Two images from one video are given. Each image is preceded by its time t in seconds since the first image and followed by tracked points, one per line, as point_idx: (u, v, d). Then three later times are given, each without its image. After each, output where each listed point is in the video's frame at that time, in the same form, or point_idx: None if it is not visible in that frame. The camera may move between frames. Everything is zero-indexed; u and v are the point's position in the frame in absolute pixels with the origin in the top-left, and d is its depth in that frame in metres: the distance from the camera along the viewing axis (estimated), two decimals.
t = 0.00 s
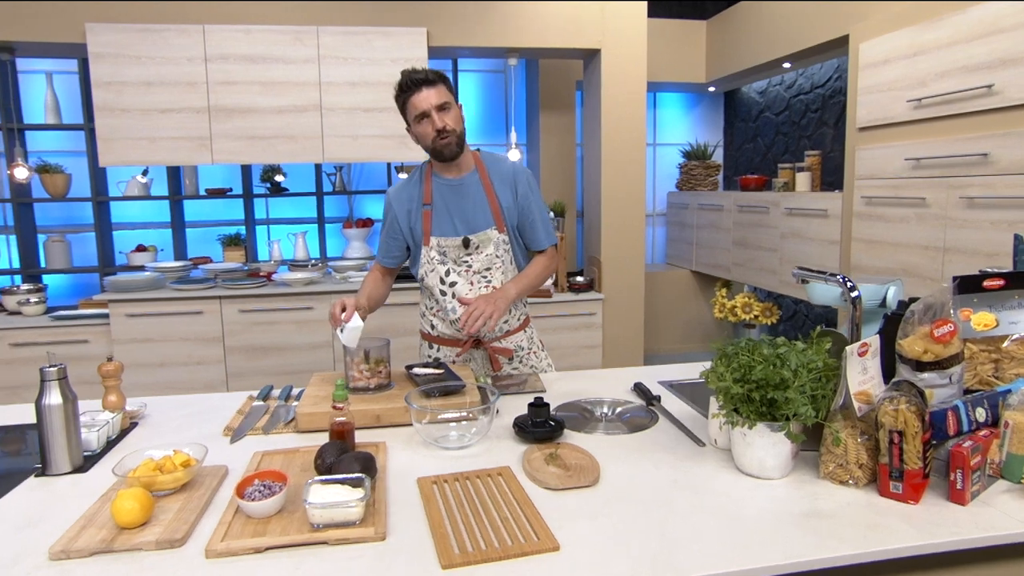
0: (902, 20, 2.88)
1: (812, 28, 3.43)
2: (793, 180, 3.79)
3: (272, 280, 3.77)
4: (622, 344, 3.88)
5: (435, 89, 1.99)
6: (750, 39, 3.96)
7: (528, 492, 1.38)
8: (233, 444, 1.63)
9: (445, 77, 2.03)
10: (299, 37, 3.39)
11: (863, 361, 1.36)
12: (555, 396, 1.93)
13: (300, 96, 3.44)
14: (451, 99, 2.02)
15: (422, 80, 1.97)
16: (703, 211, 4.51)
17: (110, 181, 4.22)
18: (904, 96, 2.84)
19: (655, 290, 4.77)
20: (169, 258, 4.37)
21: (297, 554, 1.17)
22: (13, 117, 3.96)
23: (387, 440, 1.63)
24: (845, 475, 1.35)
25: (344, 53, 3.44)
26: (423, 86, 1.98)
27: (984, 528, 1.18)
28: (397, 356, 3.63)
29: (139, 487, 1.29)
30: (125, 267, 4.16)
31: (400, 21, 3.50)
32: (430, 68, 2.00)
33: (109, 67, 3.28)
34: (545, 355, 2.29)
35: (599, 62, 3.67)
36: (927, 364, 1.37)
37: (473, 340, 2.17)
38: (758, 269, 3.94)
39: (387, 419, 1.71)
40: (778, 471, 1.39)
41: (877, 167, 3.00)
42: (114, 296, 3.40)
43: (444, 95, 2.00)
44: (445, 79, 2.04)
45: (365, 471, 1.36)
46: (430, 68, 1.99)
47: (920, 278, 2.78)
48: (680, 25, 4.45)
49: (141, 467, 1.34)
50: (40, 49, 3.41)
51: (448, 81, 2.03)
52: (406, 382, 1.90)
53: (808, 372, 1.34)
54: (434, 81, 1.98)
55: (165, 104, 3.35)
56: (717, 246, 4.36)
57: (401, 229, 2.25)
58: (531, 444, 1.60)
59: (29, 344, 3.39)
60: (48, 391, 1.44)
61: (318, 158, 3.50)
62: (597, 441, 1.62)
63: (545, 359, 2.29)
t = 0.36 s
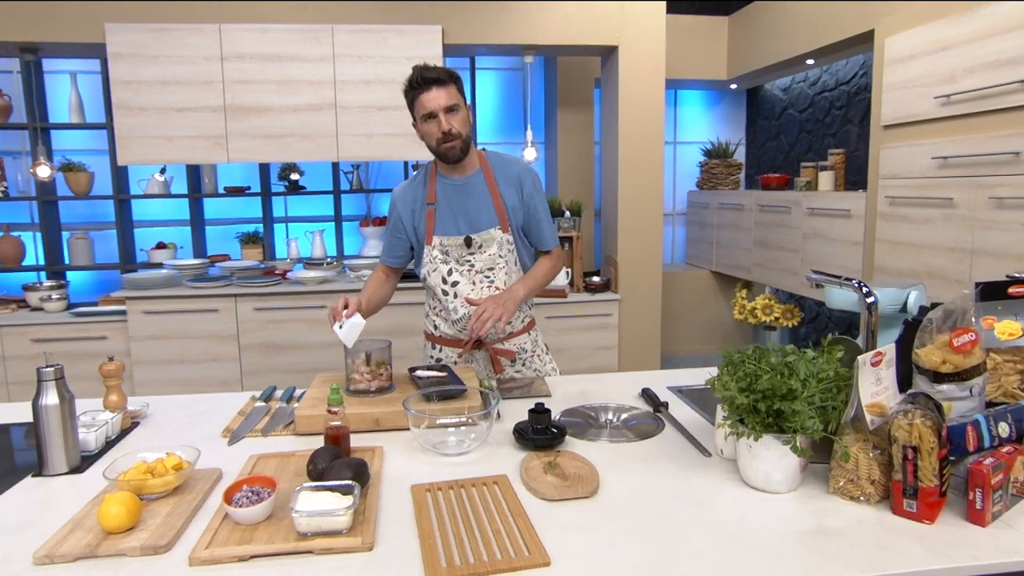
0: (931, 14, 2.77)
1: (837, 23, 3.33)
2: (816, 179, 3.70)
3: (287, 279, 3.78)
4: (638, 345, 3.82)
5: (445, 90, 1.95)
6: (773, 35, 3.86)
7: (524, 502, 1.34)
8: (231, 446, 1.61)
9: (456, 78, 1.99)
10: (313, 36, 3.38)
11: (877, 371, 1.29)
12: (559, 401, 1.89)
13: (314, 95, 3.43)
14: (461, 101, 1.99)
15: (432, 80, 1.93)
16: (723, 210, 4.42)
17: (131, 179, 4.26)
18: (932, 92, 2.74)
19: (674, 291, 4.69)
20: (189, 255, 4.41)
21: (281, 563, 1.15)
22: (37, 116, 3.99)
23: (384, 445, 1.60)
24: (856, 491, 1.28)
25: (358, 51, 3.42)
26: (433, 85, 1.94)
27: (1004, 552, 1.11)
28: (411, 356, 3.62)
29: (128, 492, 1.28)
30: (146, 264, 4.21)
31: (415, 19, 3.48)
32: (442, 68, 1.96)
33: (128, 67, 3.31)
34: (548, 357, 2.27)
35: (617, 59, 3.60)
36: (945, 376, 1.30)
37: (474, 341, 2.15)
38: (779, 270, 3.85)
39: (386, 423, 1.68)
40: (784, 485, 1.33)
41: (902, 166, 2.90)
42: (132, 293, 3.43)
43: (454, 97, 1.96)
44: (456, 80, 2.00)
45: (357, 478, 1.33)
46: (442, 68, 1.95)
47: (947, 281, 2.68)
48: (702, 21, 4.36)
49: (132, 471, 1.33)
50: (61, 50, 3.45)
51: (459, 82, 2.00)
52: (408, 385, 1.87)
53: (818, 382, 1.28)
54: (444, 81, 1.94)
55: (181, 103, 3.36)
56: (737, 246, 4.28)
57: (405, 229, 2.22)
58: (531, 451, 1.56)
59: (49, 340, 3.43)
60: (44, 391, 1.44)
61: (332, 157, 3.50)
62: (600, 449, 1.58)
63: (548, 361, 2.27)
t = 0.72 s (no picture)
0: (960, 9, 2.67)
1: (862, 19, 3.24)
2: (839, 180, 3.60)
3: (302, 278, 3.78)
4: (654, 348, 3.76)
5: (448, 94, 1.89)
6: (796, 32, 3.76)
7: (518, 513, 1.30)
8: (228, 449, 1.60)
9: (463, 81, 1.92)
10: (329, 35, 3.38)
11: (889, 383, 1.23)
12: (563, 406, 1.85)
13: (330, 94, 3.43)
14: (465, 106, 1.93)
15: (435, 83, 1.88)
16: (744, 210, 4.33)
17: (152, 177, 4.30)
18: (961, 90, 2.64)
19: (694, 292, 4.61)
20: (208, 253, 4.45)
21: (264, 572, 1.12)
22: (61, 115, 4.04)
23: (380, 451, 1.57)
24: (866, 510, 1.22)
25: (373, 50, 3.41)
26: (437, 89, 1.89)
27: None
28: (424, 355, 3.60)
29: (117, 495, 1.27)
30: (166, 261, 4.25)
31: (430, 18, 3.46)
32: (448, 70, 1.90)
33: (146, 67, 3.33)
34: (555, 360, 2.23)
35: (634, 56, 3.54)
36: (963, 390, 1.23)
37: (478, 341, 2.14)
38: (801, 272, 3.77)
39: (385, 428, 1.65)
40: (790, 500, 1.27)
41: (928, 166, 2.80)
42: (149, 291, 3.46)
43: (456, 102, 1.90)
44: (464, 83, 1.93)
45: (347, 485, 1.30)
46: (448, 70, 1.88)
47: (974, 286, 2.58)
48: (724, 18, 4.28)
49: (123, 473, 1.31)
50: (83, 50, 3.49)
51: (465, 86, 1.93)
52: (409, 388, 1.84)
53: (825, 394, 1.22)
54: (448, 86, 1.88)
55: (198, 102, 3.38)
56: (759, 247, 4.19)
57: (413, 227, 2.21)
58: (530, 459, 1.52)
59: (69, 336, 3.48)
60: (42, 391, 1.44)
61: (347, 156, 3.49)
62: (601, 458, 1.53)
63: (555, 366, 2.23)
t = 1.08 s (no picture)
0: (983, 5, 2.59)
1: (882, 16, 3.16)
2: (859, 181, 3.53)
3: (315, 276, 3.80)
4: (668, 350, 3.72)
5: (450, 115, 1.84)
6: (815, 30, 3.69)
7: (506, 519, 1.28)
8: (225, 448, 1.60)
9: (470, 100, 1.84)
10: (342, 35, 3.39)
11: (890, 393, 1.19)
12: (563, 409, 1.82)
13: (343, 93, 3.44)
14: (470, 126, 1.87)
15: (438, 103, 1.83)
16: (762, 211, 4.25)
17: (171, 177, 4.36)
18: (984, 89, 2.56)
19: (710, 294, 4.55)
20: (225, 251, 4.49)
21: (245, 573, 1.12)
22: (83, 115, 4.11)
23: (375, 452, 1.56)
24: (864, 522, 1.18)
25: (386, 50, 3.41)
26: (442, 108, 1.84)
27: None
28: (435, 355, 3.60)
29: (107, 493, 1.28)
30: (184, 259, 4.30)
31: (443, 17, 3.45)
32: (455, 89, 1.82)
33: (162, 67, 3.37)
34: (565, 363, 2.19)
35: (649, 55, 3.50)
36: (968, 400, 1.18)
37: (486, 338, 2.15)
38: (819, 275, 3.69)
39: (380, 429, 1.64)
40: (786, 511, 1.24)
41: (949, 167, 2.73)
42: (164, 289, 3.50)
43: (459, 123, 1.85)
44: (472, 101, 1.85)
45: (335, 487, 1.29)
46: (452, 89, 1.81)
47: (994, 291, 2.50)
48: (742, 16, 4.21)
49: (114, 471, 1.32)
50: (103, 51, 3.54)
51: (473, 104, 1.85)
52: (408, 389, 1.83)
53: (822, 402, 1.19)
54: (451, 106, 1.83)
55: (213, 102, 3.41)
56: (776, 249, 4.12)
57: (434, 228, 2.21)
58: (525, 464, 1.50)
59: (86, 333, 3.53)
60: (40, 388, 1.46)
61: (360, 156, 3.50)
62: (596, 463, 1.51)
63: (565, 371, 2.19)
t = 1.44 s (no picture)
0: None
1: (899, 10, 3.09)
2: (876, 179, 3.46)
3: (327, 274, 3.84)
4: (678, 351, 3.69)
5: (557, 109, 1.82)
6: (832, 26, 3.63)
7: (485, 518, 1.27)
8: (218, 442, 1.62)
9: (567, 92, 1.85)
10: (353, 34, 3.42)
11: (876, 395, 1.17)
12: (557, 409, 1.82)
13: (353, 92, 3.46)
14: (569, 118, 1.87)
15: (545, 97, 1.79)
16: (778, 210, 4.19)
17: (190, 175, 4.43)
18: (1001, 85, 2.50)
19: (725, 293, 4.50)
20: (242, 249, 4.56)
21: (222, 566, 1.13)
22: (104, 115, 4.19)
23: (363, 449, 1.57)
24: (847, 527, 1.15)
25: (396, 49, 3.43)
26: (545, 103, 1.81)
27: None
28: (445, 353, 3.62)
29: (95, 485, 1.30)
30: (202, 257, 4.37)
31: (454, 16, 3.46)
32: (552, 82, 1.82)
33: (177, 67, 3.43)
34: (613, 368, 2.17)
35: (661, 52, 3.48)
36: (955, 404, 1.15)
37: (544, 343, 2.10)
38: (835, 275, 3.63)
39: (371, 425, 1.65)
40: (768, 514, 1.22)
41: (965, 165, 2.66)
42: (179, 285, 3.56)
43: (565, 116, 1.84)
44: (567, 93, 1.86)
45: (317, 482, 1.30)
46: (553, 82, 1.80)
47: (1009, 292, 2.44)
48: (759, 12, 4.15)
49: (104, 464, 1.35)
50: (121, 52, 3.62)
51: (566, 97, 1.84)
52: (401, 387, 1.84)
53: (805, 404, 1.17)
54: (557, 99, 1.81)
55: (227, 102, 3.46)
56: (792, 248, 4.06)
57: (484, 227, 2.06)
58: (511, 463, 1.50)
59: (104, 328, 3.61)
60: (38, 382, 1.49)
61: (370, 154, 3.52)
62: (582, 462, 1.50)
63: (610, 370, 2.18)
